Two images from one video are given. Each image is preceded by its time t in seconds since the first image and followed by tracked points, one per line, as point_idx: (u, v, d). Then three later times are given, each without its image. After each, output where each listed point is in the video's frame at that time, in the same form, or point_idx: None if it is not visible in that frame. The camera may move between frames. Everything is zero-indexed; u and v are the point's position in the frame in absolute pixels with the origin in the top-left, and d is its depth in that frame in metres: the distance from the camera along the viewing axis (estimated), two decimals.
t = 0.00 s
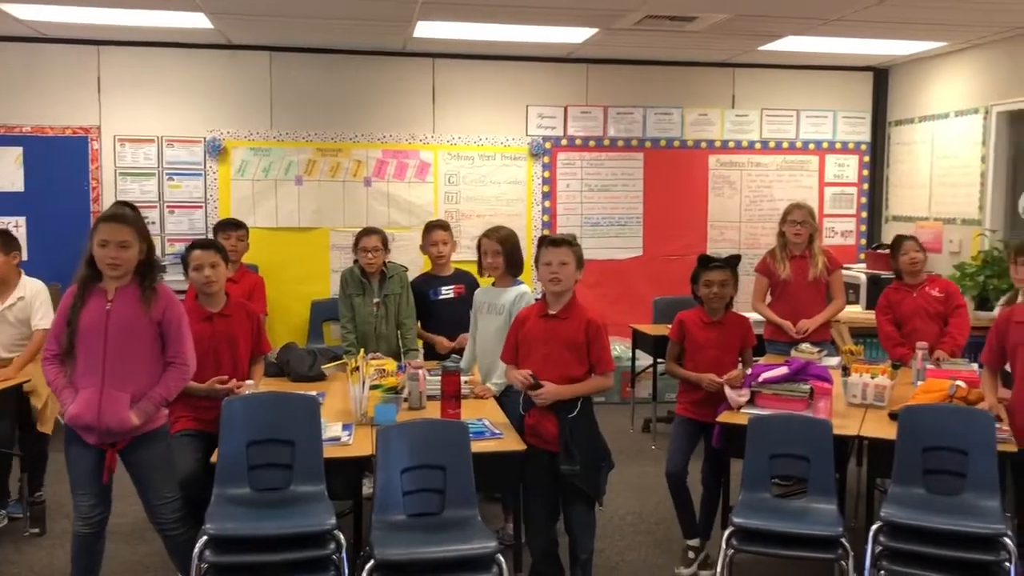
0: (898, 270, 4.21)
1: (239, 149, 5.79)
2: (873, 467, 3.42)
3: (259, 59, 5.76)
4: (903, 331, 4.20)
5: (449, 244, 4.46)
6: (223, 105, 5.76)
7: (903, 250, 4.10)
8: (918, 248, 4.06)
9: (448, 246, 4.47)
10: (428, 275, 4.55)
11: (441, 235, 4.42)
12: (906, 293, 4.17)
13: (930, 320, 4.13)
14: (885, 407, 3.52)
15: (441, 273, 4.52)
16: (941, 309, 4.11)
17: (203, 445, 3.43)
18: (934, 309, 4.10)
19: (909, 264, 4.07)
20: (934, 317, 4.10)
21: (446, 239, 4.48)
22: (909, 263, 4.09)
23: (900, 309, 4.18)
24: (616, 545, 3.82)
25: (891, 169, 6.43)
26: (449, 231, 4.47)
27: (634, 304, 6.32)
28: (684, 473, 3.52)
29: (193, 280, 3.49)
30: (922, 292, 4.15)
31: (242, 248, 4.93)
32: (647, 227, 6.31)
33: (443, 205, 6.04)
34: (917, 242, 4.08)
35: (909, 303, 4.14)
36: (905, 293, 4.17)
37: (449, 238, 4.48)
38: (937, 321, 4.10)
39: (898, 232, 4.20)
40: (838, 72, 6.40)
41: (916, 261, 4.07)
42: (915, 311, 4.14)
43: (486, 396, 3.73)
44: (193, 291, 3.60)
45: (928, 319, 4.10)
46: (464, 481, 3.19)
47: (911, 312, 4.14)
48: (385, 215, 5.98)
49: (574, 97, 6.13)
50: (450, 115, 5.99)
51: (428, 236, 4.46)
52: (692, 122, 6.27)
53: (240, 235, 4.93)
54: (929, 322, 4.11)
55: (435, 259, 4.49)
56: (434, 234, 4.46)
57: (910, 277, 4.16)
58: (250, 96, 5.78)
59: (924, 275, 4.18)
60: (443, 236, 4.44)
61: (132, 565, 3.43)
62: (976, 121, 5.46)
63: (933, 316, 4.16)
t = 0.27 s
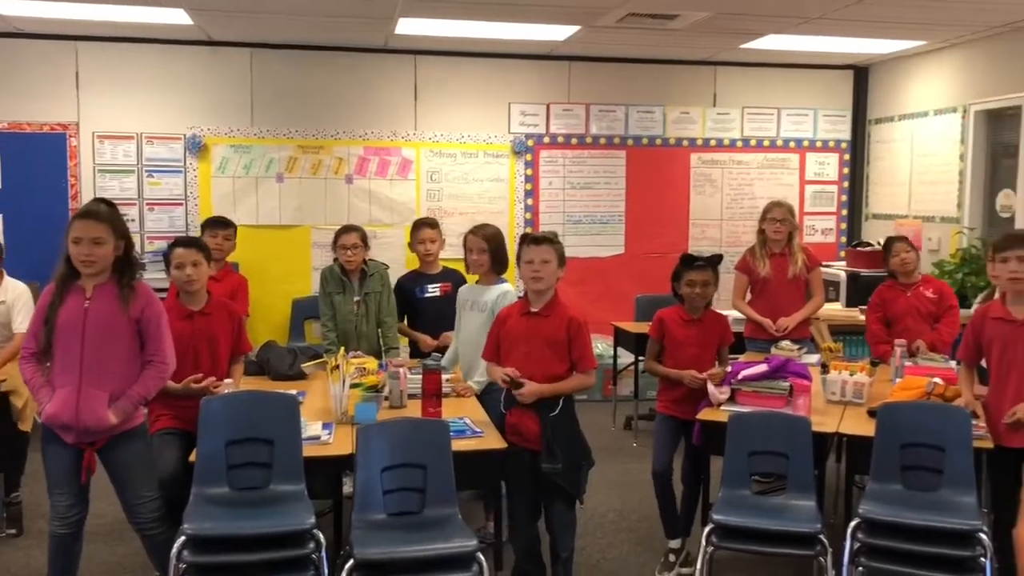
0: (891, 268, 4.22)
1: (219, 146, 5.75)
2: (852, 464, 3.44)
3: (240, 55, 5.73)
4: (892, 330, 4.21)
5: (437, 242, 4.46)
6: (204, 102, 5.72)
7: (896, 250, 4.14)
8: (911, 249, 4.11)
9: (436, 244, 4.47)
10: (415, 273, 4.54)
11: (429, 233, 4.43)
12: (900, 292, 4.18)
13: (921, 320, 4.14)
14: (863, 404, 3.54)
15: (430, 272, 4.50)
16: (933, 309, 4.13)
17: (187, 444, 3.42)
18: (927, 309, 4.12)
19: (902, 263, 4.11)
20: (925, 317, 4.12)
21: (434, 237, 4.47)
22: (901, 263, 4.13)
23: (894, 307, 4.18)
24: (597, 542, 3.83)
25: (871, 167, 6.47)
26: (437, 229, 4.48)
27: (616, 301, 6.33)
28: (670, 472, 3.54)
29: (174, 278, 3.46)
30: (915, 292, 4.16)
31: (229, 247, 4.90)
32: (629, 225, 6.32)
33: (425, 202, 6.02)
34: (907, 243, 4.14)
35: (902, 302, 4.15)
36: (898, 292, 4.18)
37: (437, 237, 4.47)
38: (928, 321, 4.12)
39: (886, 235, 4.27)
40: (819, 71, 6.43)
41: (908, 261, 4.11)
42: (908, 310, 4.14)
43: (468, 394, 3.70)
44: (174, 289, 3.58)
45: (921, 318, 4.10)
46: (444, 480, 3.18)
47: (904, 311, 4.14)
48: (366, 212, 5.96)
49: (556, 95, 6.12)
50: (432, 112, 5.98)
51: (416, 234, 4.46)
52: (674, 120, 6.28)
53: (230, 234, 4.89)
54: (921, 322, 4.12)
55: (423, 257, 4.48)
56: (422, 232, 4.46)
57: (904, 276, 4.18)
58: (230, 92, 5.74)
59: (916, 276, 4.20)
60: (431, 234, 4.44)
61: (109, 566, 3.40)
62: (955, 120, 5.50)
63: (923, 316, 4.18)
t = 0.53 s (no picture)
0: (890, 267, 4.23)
1: (199, 142, 5.71)
2: (831, 461, 3.46)
3: (220, 52, 5.69)
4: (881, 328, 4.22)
5: (434, 240, 4.43)
6: (183, 98, 5.68)
7: (903, 249, 4.11)
8: (918, 249, 4.06)
9: (432, 242, 4.45)
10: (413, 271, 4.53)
11: (426, 231, 4.40)
12: (892, 291, 4.19)
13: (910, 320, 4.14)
14: (841, 401, 3.56)
15: (427, 270, 4.51)
16: (924, 311, 4.13)
17: (165, 444, 3.38)
18: (918, 310, 4.12)
19: (906, 263, 4.09)
20: (915, 318, 4.11)
21: (431, 236, 4.45)
22: (906, 263, 4.11)
23: (884, 305, 4.20)
24: (578, 540, 3.83)
25: (850, 166, 6.51)
26: (434, 227, 4.44)
27: (598, 299, 6.34)
28: (654, 470, 3.52)
29: (154, 276, 3.43)
30: (907, 292, 4.17)
31: (212, 246, 4.87)
32: (610, 223, 6.33)
33: (406, 200, 6.01)
34: (917, 244, 4.09)
35: (893, 300, 4.16)
36: (891, 291, 4.19)
37: (434, 235, 4.44)
38: (917, 322, 4.11)
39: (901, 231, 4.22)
40: (799, 70, 6.46)
41: (911, 262, 4.09)
42: (898, 309, 4.15)
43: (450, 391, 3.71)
44: (154, 287, 3.55)
45: (909, 317, 4.09)
46: (425, 478, 3.18)
47: (894, 309, 4.16)
48: (347, 210, 5.94)
49: (537, 92, 6.12)
50: (413, 109, 5.96)
51: (412, 232, 4.44)
52: (655, 118, 6.30)
53: (212, 232, 4.87)
54: (910, 322, 4.12)
55: (421, 255, 4.48)
56: (419, 230, 4.44)
57: (902, 275, 4.19)
58: (210, 89, 5.70)
59: (914, 278, 4.19)
60: (428, 232, 4.41)
61: (86, 567, 3.37)
62: (932, 118, 5.55)
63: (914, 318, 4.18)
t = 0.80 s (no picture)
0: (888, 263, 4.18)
1: (178, 140, 5.67)
2: (811, 458, 3.48)
3: (200, 49, 5.65)
4: (866, 323, 4.20)
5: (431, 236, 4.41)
6: (162, 96, 5.64)
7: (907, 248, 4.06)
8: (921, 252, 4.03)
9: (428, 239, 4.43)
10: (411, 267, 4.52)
11: (421, 228, 4.39)
12: (885, 287, 4.15)
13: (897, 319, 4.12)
14: (821, 398, 3.58)
15: (423, 267, 4.48)
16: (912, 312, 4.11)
17: (145, 443, 3.35)
18: (907, 310, 4.09)
19: (909, 263, 4.06)
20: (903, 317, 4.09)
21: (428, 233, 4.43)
22: (907, 263, 4.08)
23: (874, 300, 4.15)
24: (560, 538, 3.83)
25: (831, 164, 6.54)
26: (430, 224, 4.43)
27: (580, 297, 6.34)
28: (635, 467, 3.54)
29: (134, 274, 3.39)
30: (899, 291, 4.14)
31: (194, 247, 4.84)
32: (592, 221, 6.33)
33: (388, 198, 5.99)
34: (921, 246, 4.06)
35: (884, 297, 4.12)
36: (883, 287, 4.15)
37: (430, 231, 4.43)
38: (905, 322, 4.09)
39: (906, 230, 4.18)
40: (780, 68, 6.49)
41: (910, 263, 4.06)
42: (888, 307, 4.12)
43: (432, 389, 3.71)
44: (133, 285, 3.51)
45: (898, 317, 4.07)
46: (405, 477, 3.17)
47: (883, 306, 4.12)
48: (328, 208, 5.92)
49: (519, 90, 6.12)
50: (395, 107, 5.95)
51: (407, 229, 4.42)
52: (637, 116, 6.30)
53: (194, 234, 4.82)
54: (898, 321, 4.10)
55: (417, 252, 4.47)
56: (415, 227, 4.43)
57: (897, 274, 4.15)
58: (189, 86, 5.66)
59: (908, 278, 4.17)
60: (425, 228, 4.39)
61: (62, 568, 3.34)
62: (911, 117, 5.59)
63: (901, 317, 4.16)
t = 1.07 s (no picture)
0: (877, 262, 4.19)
1: (157, 138, 5.64)
2: (789, 455, 3.50)
3: (179, 46, 5.61)
4: (849, 320, 4.21)
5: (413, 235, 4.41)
6: (141, 93, 5.60)
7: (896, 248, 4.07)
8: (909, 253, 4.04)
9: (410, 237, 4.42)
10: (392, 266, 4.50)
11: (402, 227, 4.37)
12: (871, 286, 4.17)
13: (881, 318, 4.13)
14: (800, 395, 3.60)
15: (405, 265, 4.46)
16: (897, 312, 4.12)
17: (124, 443, 3.33)
18: (891, 310, 4.10)
19: (897, 264, 4.07)
20: (887, 317, 4.10)
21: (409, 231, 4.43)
22: (896, 264, 4.09)
23: (859, 298, 4.17)
24: (541, 536, 3.84)
25: (810, 162, 6.59)
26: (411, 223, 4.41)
27: (562, 295, 6.35)
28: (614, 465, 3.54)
29: (113, 272, 3.37)
30: (885, 291, 4.15)
31: (166, 244, 4.80)
32: (574, 219, 6.34)
33: (369, 196, 5.98)
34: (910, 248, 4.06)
35: (869, 295, 4.14)
36: (870, 285, 4.16)
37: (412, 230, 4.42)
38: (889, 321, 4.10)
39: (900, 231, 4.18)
40: (760, 67, 6.52)
41: (898, 263, 4.08)
42: (873, 305, 4.14)
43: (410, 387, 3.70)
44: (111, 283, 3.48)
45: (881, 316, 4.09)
46: (385, 475, 3.16)
47: (868, 304, 4.14)
48: (309, 206, 5.90)
49: (501, 88, 6.12)
50: (376, 105, 5.93)
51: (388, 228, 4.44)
52: (618, 115, 6.32)
53: (165, 231, 4.80)
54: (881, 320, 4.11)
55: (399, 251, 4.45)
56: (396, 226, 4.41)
57: (885, 273, 4.16)
58: (168, 84, 5.62)
59: (895, 279, 4.18)
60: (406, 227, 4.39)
61: (38, 570, 3.32)
62: (890, 116, 5.63)
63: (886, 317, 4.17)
